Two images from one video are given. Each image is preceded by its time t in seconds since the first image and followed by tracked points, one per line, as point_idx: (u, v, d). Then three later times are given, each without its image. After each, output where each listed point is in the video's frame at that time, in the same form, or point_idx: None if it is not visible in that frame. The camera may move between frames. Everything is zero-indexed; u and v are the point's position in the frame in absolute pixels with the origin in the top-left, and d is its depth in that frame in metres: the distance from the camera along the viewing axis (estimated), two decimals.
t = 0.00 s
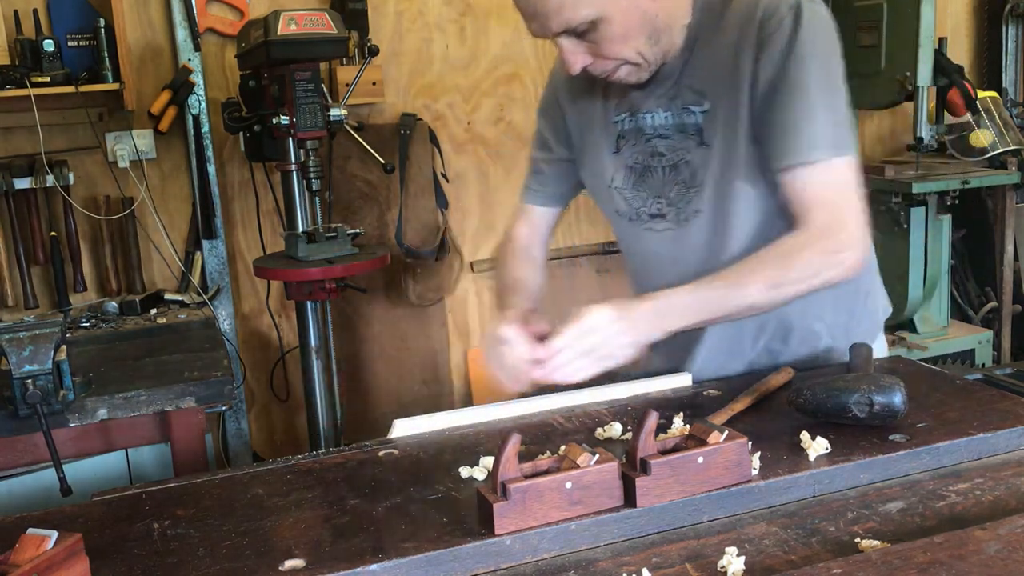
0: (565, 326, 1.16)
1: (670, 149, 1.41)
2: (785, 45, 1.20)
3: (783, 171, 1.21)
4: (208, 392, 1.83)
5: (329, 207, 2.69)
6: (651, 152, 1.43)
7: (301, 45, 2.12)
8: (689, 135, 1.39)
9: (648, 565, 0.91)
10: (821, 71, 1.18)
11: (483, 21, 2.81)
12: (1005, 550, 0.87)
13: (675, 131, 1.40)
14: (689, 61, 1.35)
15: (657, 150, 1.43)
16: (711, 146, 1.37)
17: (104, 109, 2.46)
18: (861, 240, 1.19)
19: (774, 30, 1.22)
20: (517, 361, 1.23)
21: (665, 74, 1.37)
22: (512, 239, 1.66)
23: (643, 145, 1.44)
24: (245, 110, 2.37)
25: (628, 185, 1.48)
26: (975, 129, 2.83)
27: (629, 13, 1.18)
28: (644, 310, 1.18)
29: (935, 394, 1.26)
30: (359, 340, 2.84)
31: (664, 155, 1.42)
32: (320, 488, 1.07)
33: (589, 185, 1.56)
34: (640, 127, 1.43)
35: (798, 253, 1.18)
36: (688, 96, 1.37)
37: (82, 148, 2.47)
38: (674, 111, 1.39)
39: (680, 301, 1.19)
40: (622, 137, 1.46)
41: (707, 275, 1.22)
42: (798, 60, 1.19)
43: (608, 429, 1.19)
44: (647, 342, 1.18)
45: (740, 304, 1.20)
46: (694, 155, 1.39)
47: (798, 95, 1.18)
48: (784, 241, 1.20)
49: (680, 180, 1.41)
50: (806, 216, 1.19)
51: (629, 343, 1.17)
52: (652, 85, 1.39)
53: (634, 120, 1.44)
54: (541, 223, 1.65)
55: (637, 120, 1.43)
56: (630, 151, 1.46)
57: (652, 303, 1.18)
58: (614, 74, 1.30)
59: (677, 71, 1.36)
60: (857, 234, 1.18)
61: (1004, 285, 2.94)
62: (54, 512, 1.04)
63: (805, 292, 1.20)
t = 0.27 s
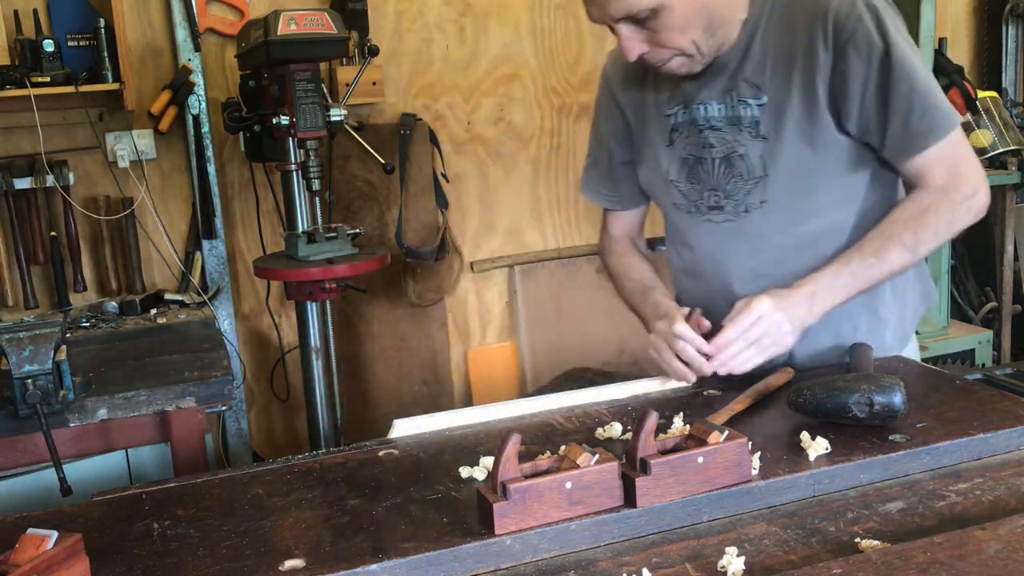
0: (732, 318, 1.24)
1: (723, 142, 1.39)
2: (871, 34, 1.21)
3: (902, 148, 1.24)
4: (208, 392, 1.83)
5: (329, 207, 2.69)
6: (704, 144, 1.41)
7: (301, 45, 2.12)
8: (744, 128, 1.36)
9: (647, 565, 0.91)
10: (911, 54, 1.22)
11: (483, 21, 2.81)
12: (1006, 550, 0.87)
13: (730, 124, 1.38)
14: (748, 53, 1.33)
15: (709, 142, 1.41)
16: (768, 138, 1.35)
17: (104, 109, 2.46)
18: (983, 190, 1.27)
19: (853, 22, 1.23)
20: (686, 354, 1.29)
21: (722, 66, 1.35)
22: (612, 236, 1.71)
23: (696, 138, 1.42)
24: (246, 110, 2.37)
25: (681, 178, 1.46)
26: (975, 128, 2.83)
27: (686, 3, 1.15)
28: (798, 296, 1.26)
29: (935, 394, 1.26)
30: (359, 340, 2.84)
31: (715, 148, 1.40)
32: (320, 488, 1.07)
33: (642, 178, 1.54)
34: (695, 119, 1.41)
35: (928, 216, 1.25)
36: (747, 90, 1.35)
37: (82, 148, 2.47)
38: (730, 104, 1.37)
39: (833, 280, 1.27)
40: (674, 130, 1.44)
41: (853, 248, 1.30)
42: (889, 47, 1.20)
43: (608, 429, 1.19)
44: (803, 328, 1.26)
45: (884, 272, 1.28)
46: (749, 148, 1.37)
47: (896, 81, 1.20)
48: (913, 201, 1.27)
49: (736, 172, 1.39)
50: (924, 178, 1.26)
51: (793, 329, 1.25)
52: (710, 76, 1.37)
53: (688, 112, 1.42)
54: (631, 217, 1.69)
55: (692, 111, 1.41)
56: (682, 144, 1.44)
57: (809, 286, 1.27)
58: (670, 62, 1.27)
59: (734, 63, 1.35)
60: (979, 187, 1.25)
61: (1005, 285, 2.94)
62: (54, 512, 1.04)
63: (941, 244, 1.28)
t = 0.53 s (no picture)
0: (734, 326, 1.30)
1: (741, 143, 1.45)
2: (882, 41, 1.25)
3: (907, 156, 1.28)
4: (208, 392, 1.83)
5: (329, 207, 2.69)
6: (723, 145, 1.47)
7: (301, 45, 2.12)
8: (762, 130, 1.42)
9: (647, 565, 0.91)
10: (921, 62, 1.25)
11: (482, 21, 2.81)
12: (1006, 550, 0.87)
13: (748, 126, 1.44)
14: (766, 57, 1.39)
15: (729, 143, 1.47)
16: (785, 141, 1.40)
17: (104, 109, 2.46)
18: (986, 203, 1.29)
19: (867, 27, 1.26)
20: (687, 358, 1.34)
21: (739, 68, 1.41)
22: (618, 234, 1.76)
23: (715, 139, 1.48)
24: (245, 110, 2.37)
25: (702, 177, 1.52)
26: (975, 129, 2.83)
27: (702, 3, 1.19)
28: (799, 307, 1.31)
29: (935, 394, 1.26)
30: (359, 340, 2.84)
31: (735, 149, 1.46)
32: (320, 488, 1.07)
33: (663, 176, 1.60)
34: (714, 120, 1.47)
35: (930, 229, 1.29)
36: (764, 92, 1.40)
37: (81, 148, 2.47)
38: (748, 106, 1.43)
39: (833, 293, 1.32)
40: (695, 129, 1.51)
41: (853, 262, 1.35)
42: (899, 54, 1.24)
43: (608, 429, 1.18)
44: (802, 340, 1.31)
45: (885, 287, 1.32)
46: (766, 150, 1.42)
47: (904, 89, 1.24)
48: (918, 212, 1.31)
49: (754, 173, 1.44)
50: (927, 191, 1.29)
51: (791, 341, 1.31)
52: (728, 78, 1.43)
53: (707, 113, 1.48)
54: (639, 214, 1.74)
55: (711, 112, 1.47)
56: (702, 144, 1.50)
57: (809, 300, 1.32)
58: (685, 63, 1.30)
59: (752, 65, 1.40)
60: (981, 199, 1.28)
61: (1005, 285, 2.94)
62: (54, 512, 1.04)
63: (942, 257, 1.31)
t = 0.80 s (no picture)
0: (691, 333, 1.27)
1: (703, 149, 1.44)
2: (834, 46, 1.23)
3: (865, 160, 1.25)
4: (208, 392, 1.83)
5: (329, 207, 2.69)
6: (685, 151, 1.46)
7: (301, 45, 2.12)
8: (722, 136, 1.41)
9: (647, 565, 0.91)
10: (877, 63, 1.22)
11: (483, 21, 2.81)
12: (1006, 550, 0.87)
13: (708, 132, 1.42)
14: (721, 63, 1.37)
15: (691, 150, 1.46)
16: (744, 146, 1.39)
17: (104, 109, 2.46)
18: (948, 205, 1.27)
19: (820, 30, 1.24)
20: (642, 366, 1.29)
21: (695, 75, 1.39)
22: (581, 237, 1.76)
23: (678, 145, 1.47)
24: (245, 110, 2.37)
25: (667, 183, 1.51)
26: (975, 129, 2.83)
27: (643, 13, 1.15)
28: (758, 312, 1.30)
29: (935, 394, 1.26)
30: (359, 340, 2.84)
31: (698, 156, 1.45)
32: (320, 488, 1.07)
33: (628, 182, 1.59)
34: (675, 127, 1.46)
35: (889, 234, 1.27)
36: (722, 99, 1.39)
37: (82, 148, 2.47)
38: (707, 113, 1.41)
39: (791, 298, 1.31)
40: (657, 136, 1.50)
41: (812, 266, 1.33)
42: (854, 58, 1.21)
43: (607, 429, 1.18)
44: (760, 345, 1.30)
45: (843, 290, 1.31)
46: (727, 155, 1.41)
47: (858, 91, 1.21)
48: (880, 215, 1.28)
49: (717, 180, 1.43)
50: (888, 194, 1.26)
51: (749, 347, 1.28)
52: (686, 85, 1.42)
53: (668, 120, 1.47)
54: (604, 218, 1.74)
55: (672, 119, 1.46)
56: (665, 150, 1.50)
57: (766, 305, 1.30)
58: (631, 74, 1.28)
59: (707, 72, 1.38)
60: (942, 203, 1.25)
61: (1005, 285, 2.94)
62: (55, 512, 1.04)
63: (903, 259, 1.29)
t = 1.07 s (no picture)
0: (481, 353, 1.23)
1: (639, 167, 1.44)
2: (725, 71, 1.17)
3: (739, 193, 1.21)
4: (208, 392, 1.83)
5: (329, 207, 2.69)
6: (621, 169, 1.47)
7: (301, 45, 2.12)
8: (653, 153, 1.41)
9: (648, 565, 0.91)
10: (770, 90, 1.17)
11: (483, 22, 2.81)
12: (1006, 550, 0.87)
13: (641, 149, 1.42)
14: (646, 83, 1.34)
15: (627, 168, 1.46)
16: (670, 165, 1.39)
17: (104, 109, 2.46)
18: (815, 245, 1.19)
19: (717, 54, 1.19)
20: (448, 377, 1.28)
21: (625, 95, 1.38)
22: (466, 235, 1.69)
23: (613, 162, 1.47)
24: (245, 110, 2.37)
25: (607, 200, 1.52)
26: (975, 129, 2.83)
27: (574, 40, 1.17)
28: (479, 361, 1.22)
29: (935, 394, 1.26)
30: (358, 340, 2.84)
31: (634, 173, 1.45)
32: (320, 488, 1.07)
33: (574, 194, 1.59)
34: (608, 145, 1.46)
35: (669, 288, 1.20)
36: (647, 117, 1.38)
37: (82, 148, 2.47)
38: (638, 132, 1.41)
39: (523, 352, 1.24)
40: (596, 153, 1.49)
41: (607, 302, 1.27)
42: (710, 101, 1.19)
43: (608, 429, 1.18)
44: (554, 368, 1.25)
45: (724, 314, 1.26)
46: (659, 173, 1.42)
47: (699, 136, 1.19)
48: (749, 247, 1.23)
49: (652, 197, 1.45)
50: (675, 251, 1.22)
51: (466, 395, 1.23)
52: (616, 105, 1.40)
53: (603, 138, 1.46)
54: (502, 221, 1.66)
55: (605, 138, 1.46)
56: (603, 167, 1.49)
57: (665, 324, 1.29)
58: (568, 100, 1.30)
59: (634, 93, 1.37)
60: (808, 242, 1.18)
61: (1005, 285, 2.94)
62: (54, 512, 1.04)
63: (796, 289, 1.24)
